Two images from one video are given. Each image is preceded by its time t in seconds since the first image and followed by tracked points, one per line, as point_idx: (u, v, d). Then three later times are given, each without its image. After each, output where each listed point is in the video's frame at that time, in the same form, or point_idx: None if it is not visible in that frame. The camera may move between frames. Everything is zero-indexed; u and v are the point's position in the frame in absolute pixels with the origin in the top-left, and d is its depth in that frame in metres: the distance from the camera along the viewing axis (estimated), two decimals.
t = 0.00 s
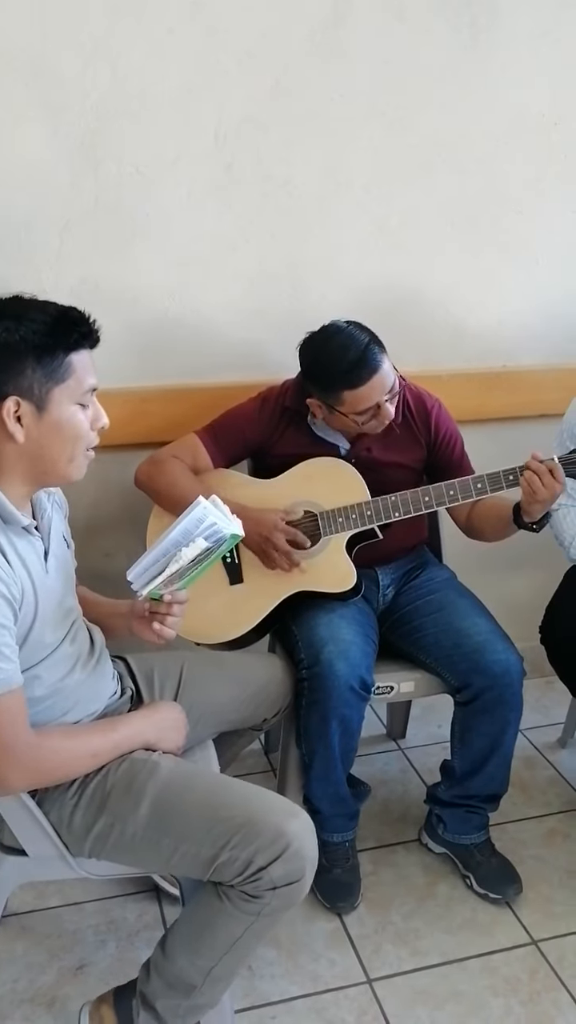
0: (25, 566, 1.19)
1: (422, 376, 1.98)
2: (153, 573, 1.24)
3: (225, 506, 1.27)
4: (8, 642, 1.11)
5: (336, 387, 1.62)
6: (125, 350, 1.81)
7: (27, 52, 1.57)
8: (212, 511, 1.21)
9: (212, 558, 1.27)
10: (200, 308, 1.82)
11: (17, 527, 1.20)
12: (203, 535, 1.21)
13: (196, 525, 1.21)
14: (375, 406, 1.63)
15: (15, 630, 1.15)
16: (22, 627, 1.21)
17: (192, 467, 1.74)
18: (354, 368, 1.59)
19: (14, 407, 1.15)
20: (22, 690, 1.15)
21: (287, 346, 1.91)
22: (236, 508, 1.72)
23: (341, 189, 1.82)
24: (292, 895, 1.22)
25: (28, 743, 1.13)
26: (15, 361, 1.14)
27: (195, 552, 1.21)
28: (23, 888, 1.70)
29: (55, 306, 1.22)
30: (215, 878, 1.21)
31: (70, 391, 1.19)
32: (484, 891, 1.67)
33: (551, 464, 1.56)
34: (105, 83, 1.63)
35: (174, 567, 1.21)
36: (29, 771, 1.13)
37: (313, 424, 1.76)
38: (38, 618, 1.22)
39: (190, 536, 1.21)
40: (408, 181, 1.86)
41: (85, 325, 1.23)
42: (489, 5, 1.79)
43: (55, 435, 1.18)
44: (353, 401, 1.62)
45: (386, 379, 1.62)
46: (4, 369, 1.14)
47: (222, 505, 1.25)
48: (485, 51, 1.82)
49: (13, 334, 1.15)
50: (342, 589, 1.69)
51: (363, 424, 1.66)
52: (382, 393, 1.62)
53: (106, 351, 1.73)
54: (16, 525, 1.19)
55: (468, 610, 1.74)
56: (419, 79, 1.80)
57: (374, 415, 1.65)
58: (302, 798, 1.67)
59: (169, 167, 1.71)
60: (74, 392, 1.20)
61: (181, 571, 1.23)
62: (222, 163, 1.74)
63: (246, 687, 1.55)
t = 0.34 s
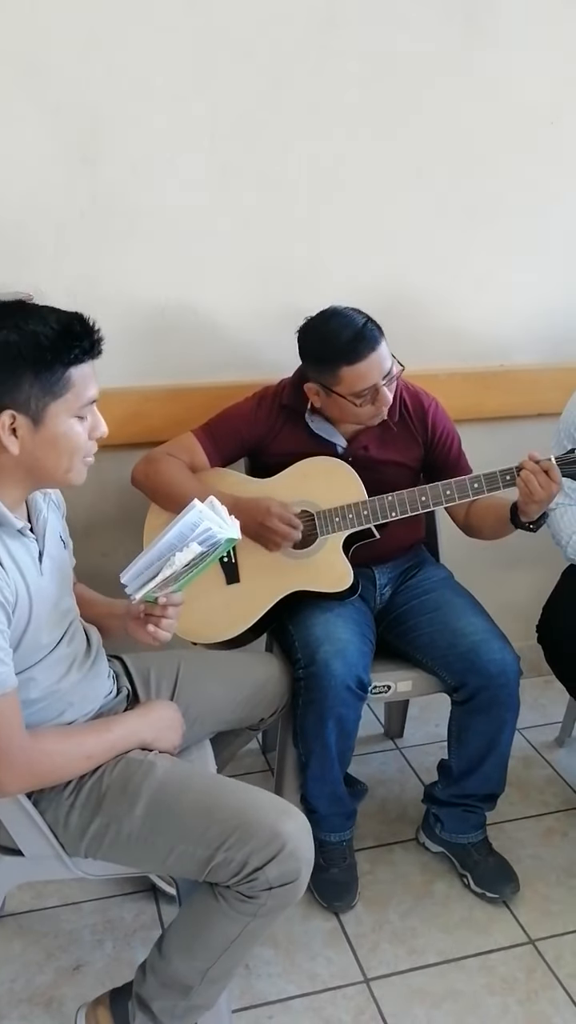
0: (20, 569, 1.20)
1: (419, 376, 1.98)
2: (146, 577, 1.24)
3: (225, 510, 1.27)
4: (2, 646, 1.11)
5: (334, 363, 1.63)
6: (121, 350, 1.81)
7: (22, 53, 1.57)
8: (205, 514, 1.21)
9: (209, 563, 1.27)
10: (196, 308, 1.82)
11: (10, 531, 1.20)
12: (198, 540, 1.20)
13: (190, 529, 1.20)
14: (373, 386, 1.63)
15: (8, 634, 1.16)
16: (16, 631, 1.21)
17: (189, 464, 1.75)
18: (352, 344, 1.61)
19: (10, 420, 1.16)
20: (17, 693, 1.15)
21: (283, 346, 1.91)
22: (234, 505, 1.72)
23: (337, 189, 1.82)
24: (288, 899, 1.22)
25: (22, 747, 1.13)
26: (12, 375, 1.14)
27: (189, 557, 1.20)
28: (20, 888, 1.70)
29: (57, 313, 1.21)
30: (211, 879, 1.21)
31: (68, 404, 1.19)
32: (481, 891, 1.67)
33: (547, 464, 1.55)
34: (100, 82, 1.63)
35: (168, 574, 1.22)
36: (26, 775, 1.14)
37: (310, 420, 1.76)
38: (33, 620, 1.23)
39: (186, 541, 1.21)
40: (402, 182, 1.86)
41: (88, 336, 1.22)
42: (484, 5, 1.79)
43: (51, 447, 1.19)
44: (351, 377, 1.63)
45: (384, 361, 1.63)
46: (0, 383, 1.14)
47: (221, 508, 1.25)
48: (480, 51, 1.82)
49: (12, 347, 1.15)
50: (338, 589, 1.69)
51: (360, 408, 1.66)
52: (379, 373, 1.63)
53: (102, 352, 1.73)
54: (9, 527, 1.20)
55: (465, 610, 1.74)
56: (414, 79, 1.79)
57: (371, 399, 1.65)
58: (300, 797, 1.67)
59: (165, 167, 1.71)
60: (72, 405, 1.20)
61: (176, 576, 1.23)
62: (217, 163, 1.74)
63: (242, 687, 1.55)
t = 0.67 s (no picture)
0: (16, 574, 1.20)
1: (418, 375, 1.98)
2: (143, 587, 1.24)
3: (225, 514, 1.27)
4: None
5: (341, 326, 1.65)
6: (120, 350, 1.80)
7: (20, 53, 1.57)
8: (205, 526, 1.20)
9: (207, 569, 1.25)
10: (196, 307, 1.82)
11: (7, 537, 1.20)
12: (194, 550, 1.20)
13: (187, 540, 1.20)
14: (377, 356, 1.66)
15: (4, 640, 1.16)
16: (12, 636, 1.21)
17: (189, 462, 1.74)
18: (362, 307, 1.64)
19: (5, 431, 1.16)
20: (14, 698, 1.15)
21: (283, 345, 1.91)
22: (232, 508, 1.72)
23: (336, 189, 1.82)
24: (287, 898, 1.22)
25: (20, 755, 1.13)
26: (7, 387, 1.14)
27: (185, 568, 1.19)
28: (20, 888, 1.69)
29: (56, 322, 1.20)
30: (210, 879, 1.21)
31: (65, 415, 1.19)
32: (481, 891, 1.67)
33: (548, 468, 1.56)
34: (99, 82, 1.62)
35: (165, 581, 1.21)
36: (25, 779, 1.13)
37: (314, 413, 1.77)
38: (31, 624, 1.22)
39: (183, 550, 1.20)
40: (401, 182, 1.86)
41: (87, 346, 1.21)
42: (483, 6, 1.79)
43: (47, 458, 1.18)
44: (357, 340, 1.65)
45: (389, 334, 1.67)
46: None
47: (222, 515, 1.25)
48: (478, 50, 1.81)
49: (7, 359, 1.15)
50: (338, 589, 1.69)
51: (362, 380, 1.67)
52: (385, 344, 1.66)
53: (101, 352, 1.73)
54: (5, 533, 1.20)
55: (463, 609, 1.73)
56: (414, 79, 1.79)
57: (375, 374, 1.67)
58: (300, 797, 1.67)
59: (163, 167, 1.71)
60: (70, 416, 1.19)
61: (173, 585, 1.23)
62: (217, 162, 1.73)
63: (241, 687, 1.55)
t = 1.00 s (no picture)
0: (15, 577, 1.20)
1: (418, 376, 1.98)
2: (143, 590, 1.24)
3: (224, 517, 1.27)
4: None
5: (356, 304, 1.67)
6: (121, 350, 1.80)
7: (20, 52, 1.57)
8: (203, 528, 1.19)
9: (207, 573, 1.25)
10: (196, 307, 1.82)
11: (6, 540, 1.20)
12: (192, 557, 1.19)
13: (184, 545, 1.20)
14: (384, 341, 1.67)
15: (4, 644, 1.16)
16: (12, 639, 1.21)
17: (194, 457, 1.73)
18: (378, 291, 1.67)
19: (3, 433, 1.16)
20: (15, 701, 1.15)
21: (283, 345, 1.91)
22: (232, 508, 1.70)
23: (336, 189, 1.82)
24: (287, 901, 1.22)
25: (21, 759, 1.13)
26: (5, 389, 1.14)
27: (183, 574, 1.20)
28: (20, 888, 1.70)
29: (56, 324, 1.20)
30: (212, 880, 1.21)
31: (63, 417, 1.19)
32: (481, 891, 1.67)
33: (553, 475, 1.57)
34: (98, 82, 1.62)
35: (163, 589, 1.21)
36: (26, 782, 1.13)
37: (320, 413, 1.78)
38: (31, 626, 1.22)
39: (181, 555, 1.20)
40: (401, 182, 1.86)
41: (86, 349, 1.21)
42: (483, 6, 1.79)
43: (45, 460, 1.18)
44: (368, 320, 1.67)
45: (401, 324, 1.68)
46: None
47: (221, 516, 1.26)
48: (478, 50, 1.81)
49: (6, 361, 1.15)
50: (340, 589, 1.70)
51: (365, 362, 1.68)
52: (394, 332, 1.67)
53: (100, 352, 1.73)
54: (5, 536, 1.20)
55: (464, 609, 1.74)
56: (413, 79, 1.79)
57: (380, 360, 1.68)
58: (302, 797, 1.67)
59: (163, 167, 1.71)
60: (68, 419, 1.19)
61: (172, 591, 1.22)
62: (217, 162, 1.73)
63: (242, 688, 1.55)
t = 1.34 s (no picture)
0: (16, 574, 1.20)
1: (418, 375, 1.98)
2: (142, 583, 1.24)
3: (223, 512, 1.27)
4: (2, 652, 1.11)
5: (364, 291, 1.71)
6: (121, 351, 1.80)
7: (20, 53, 1.57)
8: (203, 526, 1.20)
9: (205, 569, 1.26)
10: (196, 306, 1.82)
11: (6, 537, 1.20)
12: (192, 550, 1.20)
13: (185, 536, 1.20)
14: (388, 327, 1.69)
15: (5, 641, 1.16)
16: (12, 637, 1.21)
17: (201, 452, 1.73)
18: (387, 283, 1.70)
19: (4, 426, 1.16)
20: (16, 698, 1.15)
21: (284, 344, 1.91)
22: (235, 509, 1.70)
23: (336, 189, 1.82)
24: (290, 903, 1.22)
25: (23, 755, 1.13)
26: (7, 381, 1.14)
27: (184, 565, 1.20)
28: (22, 888, 1.70)
29: (55, 320, 1.21)
30: (215, 881, 1.21)
31: (64, 410, 1.19)
32: (482, 890, 1.67)
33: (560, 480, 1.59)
34: (98, 82, 1.62)
35: (164, 581, 1.21)
36: (28, 779, 1.14)
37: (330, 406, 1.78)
38: (31, 625, 1.22)
39: (180, 549, 1.20)
40: (401, 182, 1.86)
41: (86, 342, 1.22)
42: (482, 6, 1.79)
43: (46, 454, 1.19)
44: (374, 304, 1.69)
45: (407, 313, 1.70)
46: None
47: (219, 515, 1.25)
48: (477, 50, 1.81)
49: (8, 353, 1.15)
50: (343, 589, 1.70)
51: (367, 346, 1.69)
52: (399, 319, 1.69)
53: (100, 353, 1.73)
54: (4, 534, 1.20)
55: (465, 609, 1.74)
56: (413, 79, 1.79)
57: (381, 344, 1.69)
58: (304, 797, 1.67)
59: (163, 167, 1.71)
60: (68, 412, 1.19)
61: (172, 583, 1.23)
62: (217, 162, 1.74)
63: (243, 688, 1.55)
